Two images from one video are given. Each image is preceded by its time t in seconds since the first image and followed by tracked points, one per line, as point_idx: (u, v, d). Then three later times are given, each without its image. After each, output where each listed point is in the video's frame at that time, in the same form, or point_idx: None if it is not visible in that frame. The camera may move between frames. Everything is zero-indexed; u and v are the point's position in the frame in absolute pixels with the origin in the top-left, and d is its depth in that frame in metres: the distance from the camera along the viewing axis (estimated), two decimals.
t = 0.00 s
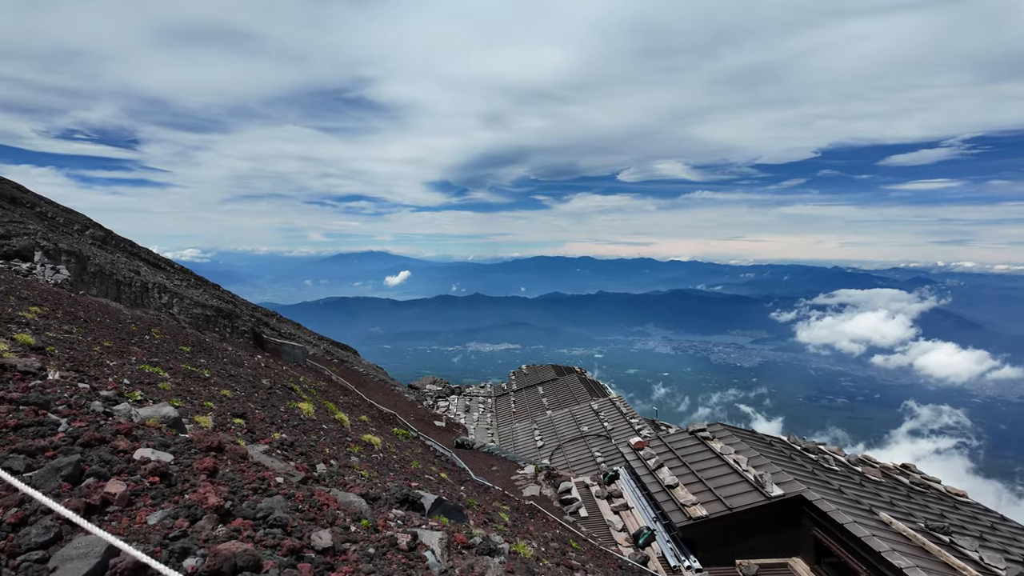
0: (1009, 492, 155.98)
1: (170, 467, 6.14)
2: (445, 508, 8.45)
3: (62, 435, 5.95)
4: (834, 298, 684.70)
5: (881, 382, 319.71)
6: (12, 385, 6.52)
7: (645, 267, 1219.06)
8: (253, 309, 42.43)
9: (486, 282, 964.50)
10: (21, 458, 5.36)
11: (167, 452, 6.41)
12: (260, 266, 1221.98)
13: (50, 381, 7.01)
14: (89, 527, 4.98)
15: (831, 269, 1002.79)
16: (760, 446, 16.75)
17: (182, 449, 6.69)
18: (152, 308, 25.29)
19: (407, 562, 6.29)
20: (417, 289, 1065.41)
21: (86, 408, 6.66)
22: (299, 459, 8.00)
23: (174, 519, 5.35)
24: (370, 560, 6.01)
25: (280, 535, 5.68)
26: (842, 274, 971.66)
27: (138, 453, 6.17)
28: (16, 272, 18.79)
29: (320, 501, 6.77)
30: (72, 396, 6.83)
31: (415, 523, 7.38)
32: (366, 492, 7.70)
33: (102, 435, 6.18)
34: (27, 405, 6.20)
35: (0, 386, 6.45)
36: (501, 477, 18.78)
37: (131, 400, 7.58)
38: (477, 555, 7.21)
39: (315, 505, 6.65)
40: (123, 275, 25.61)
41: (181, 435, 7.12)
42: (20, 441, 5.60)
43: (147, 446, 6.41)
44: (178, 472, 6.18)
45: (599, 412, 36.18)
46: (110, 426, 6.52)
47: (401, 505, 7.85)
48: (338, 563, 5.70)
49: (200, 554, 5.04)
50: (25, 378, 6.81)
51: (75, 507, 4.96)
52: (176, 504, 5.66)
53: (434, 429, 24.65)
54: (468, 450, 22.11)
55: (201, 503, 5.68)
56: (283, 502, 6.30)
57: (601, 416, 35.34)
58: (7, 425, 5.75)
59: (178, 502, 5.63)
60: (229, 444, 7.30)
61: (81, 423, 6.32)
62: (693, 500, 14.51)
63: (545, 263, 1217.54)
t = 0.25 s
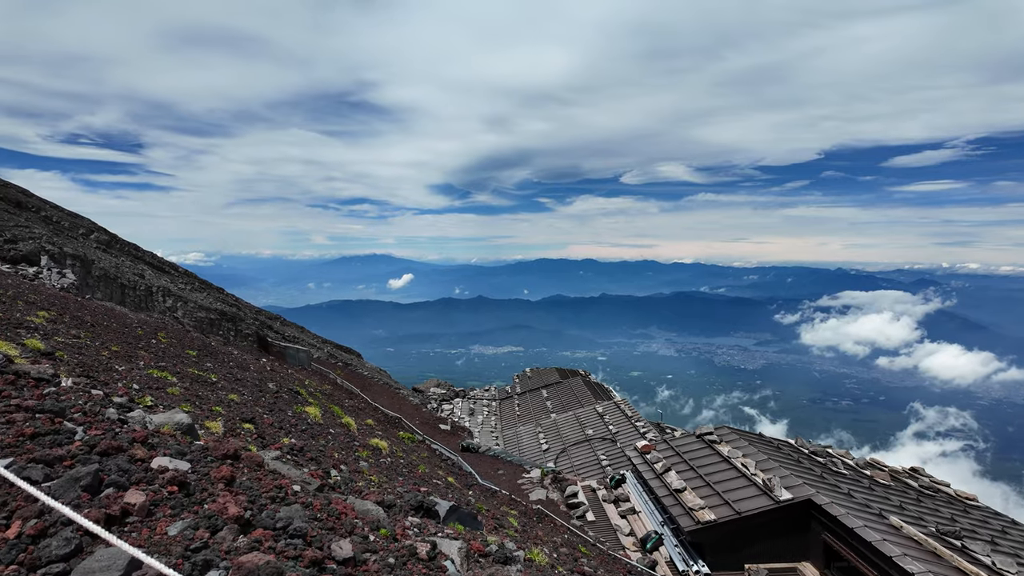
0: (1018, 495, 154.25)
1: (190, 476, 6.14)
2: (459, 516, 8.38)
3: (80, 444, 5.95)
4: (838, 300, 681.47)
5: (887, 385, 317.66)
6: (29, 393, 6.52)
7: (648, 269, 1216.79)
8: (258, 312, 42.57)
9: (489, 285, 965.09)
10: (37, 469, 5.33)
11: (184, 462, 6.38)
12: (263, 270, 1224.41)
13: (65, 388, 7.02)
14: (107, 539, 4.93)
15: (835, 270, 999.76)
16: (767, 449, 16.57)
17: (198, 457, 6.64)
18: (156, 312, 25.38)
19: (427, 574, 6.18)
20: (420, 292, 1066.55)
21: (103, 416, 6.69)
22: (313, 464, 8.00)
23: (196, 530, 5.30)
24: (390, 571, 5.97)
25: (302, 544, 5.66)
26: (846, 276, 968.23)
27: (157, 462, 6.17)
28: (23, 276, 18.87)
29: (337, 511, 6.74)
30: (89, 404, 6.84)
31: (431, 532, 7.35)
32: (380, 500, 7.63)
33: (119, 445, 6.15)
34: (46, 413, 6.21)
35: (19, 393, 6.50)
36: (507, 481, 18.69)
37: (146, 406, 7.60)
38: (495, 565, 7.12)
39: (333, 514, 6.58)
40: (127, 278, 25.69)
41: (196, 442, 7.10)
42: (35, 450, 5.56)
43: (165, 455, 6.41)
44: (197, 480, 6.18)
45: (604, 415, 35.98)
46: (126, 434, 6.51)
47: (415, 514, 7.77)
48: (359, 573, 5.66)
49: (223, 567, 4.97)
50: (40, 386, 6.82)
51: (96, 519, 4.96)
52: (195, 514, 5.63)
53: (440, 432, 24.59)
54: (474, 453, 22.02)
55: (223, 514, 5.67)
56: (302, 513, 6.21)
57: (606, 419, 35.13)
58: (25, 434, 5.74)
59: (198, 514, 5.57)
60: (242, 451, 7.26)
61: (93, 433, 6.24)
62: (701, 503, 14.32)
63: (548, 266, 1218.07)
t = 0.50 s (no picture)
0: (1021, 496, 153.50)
1: (203, 475, 6.06)
2: (474, 514, 8.34)
3: (89, 442, 5.84)
4: (840, 301, 680.06)
5: (888, 386, 316.94)
6: (40, 389, 6.48)
7: (649, 270, 1215.48)
8: (260, 313, 42.59)
9: (490, 286, 964.90)
10: (49, 468, 5.25)
11: (198, 460, 6.32)
12: (264, 271, 1225.88)
13: (76, 389, 6.97)
14: (123, 539, 4.87)
15: (836, 271, 998.11)
16: (775, 450, 16.39)
17: (212, 455, 6.61)
18: (158, 313, 25.32)
19: None
20: (421, 292, 1066.45)
21: (112, 415, 6.61)
22: (322, 465, 7.93)
23: (213, 530, 5.23)
24: (409, 570, 5.89)
25: (320, 548, 5.52)
26: (848, 276, 966.49)
27: (169, 461, 6.09)
28: (26, 277, 18.81)
29: (354, 510, 6.69)
30: (99, 403, 6.78)
31: (446, 532, 7.26)
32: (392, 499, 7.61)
33: (133, 442, 6.12)
34: (59, 411, 6.15)
35: (29, 391, 6.46)
36: (512, 480, 18.66)
37: (152, 405, 7.52)
38: (512, 566, 7.05)
39: (350, 512, 6.51)
40: (129, 279, 25.65)
41: (210, 440, 7.10)
42: (47, 448, 5.51)
43: (177, 453, 6.34)
44: (211, 479, 6.10)
45: (607, 416, 35.89)
46: (137, 431, 6.46)
47: (429, 513, 7.73)
48: None
49: (243, 568, 4.90)
50: (52, 382, 6.79)
51: (108, 518, 4.87)
52: (212, 513, 5.55)
53: (444, 432, 24.52)
54: (478, 454, 21.94)
55: (238, 513, 5.59)
56: (317, 512, 6.12)
57: (609, 420, 34.98)
58: (35, 432, 5.68)
59: (213, 515, 5.50)
60: (248, 450, 7.13)
61: (102, 430, 6.18)
62: (708, 504, 14.19)
63: (549, 267, 1218.15)
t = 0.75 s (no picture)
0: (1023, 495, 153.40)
1: (214, 487, 5.89)
2: (489, 522, 8.19)
3: (94, 453, 5.70)
4: (841, 300, 679.29)
5: (889, 384, 316.52)
6: (46, 398, 6.34)
7: (650, 269, 1215.07)
8: (261, 311, 42.47)
9: (491, 285, 964.62)
10: (53, 481, 5.05)
11: (208, 471, 6.15)
12: (265, 269, 1226.30)
13: (90, 394, 6.90)
14: (134, 559, 4.68)
15: (837, 270, 997.31)
16: (781, 450, 16.25)
17: (220, 466, 6.42)
18: (159, 311, 25.17)
19: None
20: (422, 291, 1066.27)
21: (117, 420, 6.51)
22: (333, 470, 7.79)
23: (226, 552, 5.03)
24: None
25: (337, 566, 5.36)
26: (848, 276, 965.83)
27: (178, 471, 5.92)
28: (29, 275, 18.79)
29: (372, 523, 6.54)
30: (107, 411, 6.64)
31: (463, 542, 7.10)
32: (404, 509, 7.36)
33: (141, 452, 5.97)
34: (66, 420, 5.99)
35: (34, 396, 6.31)
36: (516, 481, 18.53)
37: (160, 410, 7.39)
38: None
39: (368, 526, 6.34)
40: (130, 276, 25.55)
41: (217, 449, 6.90)
42: (50, 460, 5.31)
43: (187, 463, 6.20)
44: (222, 492, 5.92)
45: (609, 415, 35.80)
46: (144, 439, 6.29)
47: (445, 523, 7.55)
48: None
49: None
50: (61, 389, 6.68)
51: (120, 537, 4.67)
52: (225, 530, 5.37)
53: (447, 432, 24.39)
54: (481, 454, 21.81)
55: (253, 530, 5.37)
56: (335, 526, 5.97)
57: (612, 419, 34.88)
58: (40, 441, 5.55)
59: (227, 532, 5.30)
60: (252, 458, 6.98)
61: (121, 436, 6.14)
62: (715, 505, 14.01)
63: (549, 266, 1217.91)
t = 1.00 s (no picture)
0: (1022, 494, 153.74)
1: (219, 518, 5.62)
2: (500, 543, 8.03)
3: (95, 482, 5.43)
4: (840, 299, 679.82)
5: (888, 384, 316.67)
6: (45, 422, 6.10)
7: (649, 268, 1215.50)
8: (260, 311, 42.38)
9: (490, 285, 964.42)
10: (52, 518, 4.75)
11: (214, 501, 5.89)
12: (264, 269, 1225.97)
13: (92, 414, 6.73)
14: None
15: (836, 269, 997.50)
16: (783, 454, 16.15)
17: (227, 492, 6.19)
18: (158, 312, 25.03)
19: None
20: (421, 290, 1066.23)
21: (118, 444, 6.30)
22: (338, 487, 7.63)
23: None
24: None
25: None
26: (848, 276, 966.28)
27: (184, 503, 5.68)
28: (28, 278, 18.65)
29: (384, 551, 6.28)
30: (109, 433, 6.43)
31: (473, 566, 6.92)
32: (412, 530, 7.18)
33: (142, 482, 5.69)
34: (66, 447, 5.79)
35: (36, 419, 6.13)
36: (517, 485, 18.45)
37: (162, 428, 7.22)
38: None
39: (378, 554, 6.09)
40: (129, 277, 25.39)
41: (221, 471, 6.71)
42: (50, 494, 5.05)
43: (192, 491, 5.93)
44: (228, 522, 5.63)
45: (610, 416, 35.76)
46: (147, 466, 6.06)
47: (455, 542, 7.41)
48: None
49: None
50: (62, 410, 6.51)
51: None
52: (233, 567, 5.06)
53: (448, 434, 24.38)
54: (483, 456, 21.78)
55: (262, 565, 5.08)
56: (345, 556, 5.72)
57: (612, 420, 34.83)
58: (38, 470, 5.29)
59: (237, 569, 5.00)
60: (257, 479, 6.83)
61: (126, 462, 5.94)
62: (718, 509, 13.92)
63: (549, 265, 1218.03)
